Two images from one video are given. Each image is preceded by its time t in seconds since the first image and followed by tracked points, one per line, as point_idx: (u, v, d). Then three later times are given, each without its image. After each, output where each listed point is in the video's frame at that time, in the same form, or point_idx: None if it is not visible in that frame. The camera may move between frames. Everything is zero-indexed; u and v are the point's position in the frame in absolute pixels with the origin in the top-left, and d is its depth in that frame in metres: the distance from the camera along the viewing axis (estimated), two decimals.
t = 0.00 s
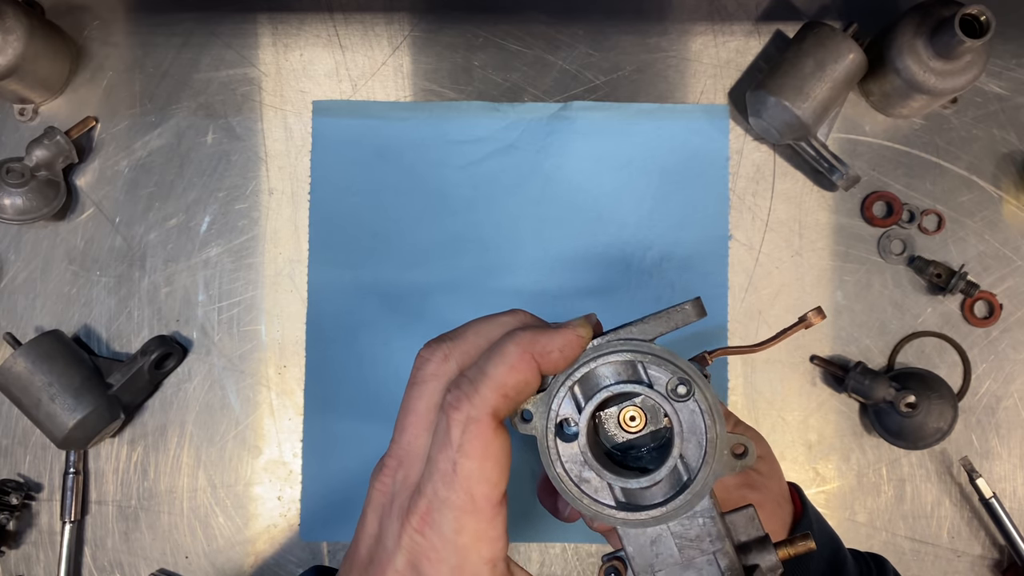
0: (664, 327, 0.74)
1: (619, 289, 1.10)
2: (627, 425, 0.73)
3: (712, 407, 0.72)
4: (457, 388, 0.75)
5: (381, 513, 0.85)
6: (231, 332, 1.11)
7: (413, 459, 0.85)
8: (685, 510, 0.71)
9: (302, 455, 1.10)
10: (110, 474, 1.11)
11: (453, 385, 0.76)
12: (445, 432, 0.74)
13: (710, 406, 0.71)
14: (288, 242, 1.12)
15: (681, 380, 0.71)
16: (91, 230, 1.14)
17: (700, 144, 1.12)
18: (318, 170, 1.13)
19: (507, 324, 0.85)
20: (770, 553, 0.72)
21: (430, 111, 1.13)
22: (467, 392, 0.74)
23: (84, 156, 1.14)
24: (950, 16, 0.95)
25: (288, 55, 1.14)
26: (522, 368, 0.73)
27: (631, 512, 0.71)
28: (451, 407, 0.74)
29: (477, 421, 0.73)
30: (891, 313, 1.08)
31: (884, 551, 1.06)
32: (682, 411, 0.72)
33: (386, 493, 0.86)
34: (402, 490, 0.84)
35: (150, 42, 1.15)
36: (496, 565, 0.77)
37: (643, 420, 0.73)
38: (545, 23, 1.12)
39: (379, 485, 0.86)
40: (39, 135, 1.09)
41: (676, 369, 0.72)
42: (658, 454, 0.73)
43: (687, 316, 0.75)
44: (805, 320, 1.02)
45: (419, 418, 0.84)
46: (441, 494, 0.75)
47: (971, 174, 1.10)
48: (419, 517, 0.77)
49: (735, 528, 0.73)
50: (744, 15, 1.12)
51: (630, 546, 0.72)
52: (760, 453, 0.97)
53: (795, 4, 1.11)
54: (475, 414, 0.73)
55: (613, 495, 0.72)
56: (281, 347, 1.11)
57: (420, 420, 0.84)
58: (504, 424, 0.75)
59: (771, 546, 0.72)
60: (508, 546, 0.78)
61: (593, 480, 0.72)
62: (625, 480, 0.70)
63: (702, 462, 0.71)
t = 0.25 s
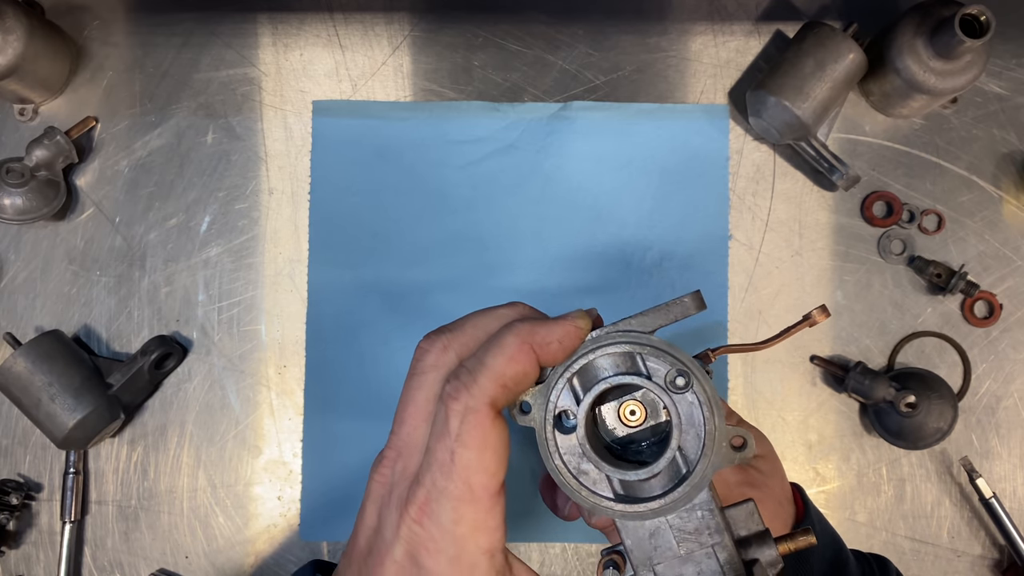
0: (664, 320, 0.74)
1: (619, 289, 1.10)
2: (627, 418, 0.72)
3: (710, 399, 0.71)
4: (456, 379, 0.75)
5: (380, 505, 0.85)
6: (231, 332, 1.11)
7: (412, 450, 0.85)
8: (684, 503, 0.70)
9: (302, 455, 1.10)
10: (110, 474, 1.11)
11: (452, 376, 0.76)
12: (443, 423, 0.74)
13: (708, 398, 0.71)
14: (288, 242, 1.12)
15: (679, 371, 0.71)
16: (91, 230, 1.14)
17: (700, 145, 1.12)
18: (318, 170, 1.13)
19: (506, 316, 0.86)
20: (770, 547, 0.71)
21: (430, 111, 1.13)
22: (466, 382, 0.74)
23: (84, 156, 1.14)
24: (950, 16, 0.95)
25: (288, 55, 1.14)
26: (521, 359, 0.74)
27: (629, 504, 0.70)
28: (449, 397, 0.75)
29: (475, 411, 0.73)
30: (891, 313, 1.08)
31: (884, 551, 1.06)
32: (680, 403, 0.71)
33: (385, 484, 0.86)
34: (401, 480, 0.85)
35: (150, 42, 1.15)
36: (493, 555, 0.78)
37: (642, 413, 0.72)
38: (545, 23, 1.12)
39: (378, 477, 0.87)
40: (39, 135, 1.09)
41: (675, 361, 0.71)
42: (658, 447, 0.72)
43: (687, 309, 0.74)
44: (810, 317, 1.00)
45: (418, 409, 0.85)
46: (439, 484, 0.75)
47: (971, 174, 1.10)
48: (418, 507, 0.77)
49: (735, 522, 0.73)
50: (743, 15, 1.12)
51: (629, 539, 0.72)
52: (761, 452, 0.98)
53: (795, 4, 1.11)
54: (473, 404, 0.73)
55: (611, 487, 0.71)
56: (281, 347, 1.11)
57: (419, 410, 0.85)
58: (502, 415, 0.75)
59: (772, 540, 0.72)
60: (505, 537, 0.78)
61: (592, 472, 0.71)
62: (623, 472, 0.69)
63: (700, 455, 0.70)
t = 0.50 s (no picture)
0: (656, 311, 0.73)
1: (619, 289, 1.10)
2: (621, 409, 0.72)
3: (703, 387, 0.71)
4: (450, 369, 0.75)
5: (376, 496, 0.84)
6: (231, 332, 1.11)
7: (408, 442, 0.84)
8: (677, 490, 0.70)
9: (302, 456, 1.10)
10: (110, 474, 1.10)
11: (446, 366, 0.75)
12: (439, 412, 0.74)
13: (700, 385, 0.71)
14: (288, 242, 1.12)
15: (672, 360, 0.71)
16: (91, 230, 1.13)
17: (700, 145, 1.12)
18: (318, 170, 1.13)
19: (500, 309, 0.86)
20: (763, 535, 0.72)
21: (430, 111, 1.13)
22: (460, 372, 0.74)
23: (84, 156, 1.14)
24: (950, 16, 0.95)
25: (288, 55, 1.14)
26: (515, 350, 0.74)
27: (624, 492, 0.71)
28: (444, 387, 0.74)
29: (470, 401, 0.73)
30: (891, 313, 1.08)
31: (884, 551, 1.06)
32: (673, 392, 0.71)
33: (382, 477, 0.85)
34: (397, 472, 0.84)
35: (150, 42, 1.15)
36: (489, 544, 0.77)
37: (636, 405, 0.72)
38: (545, 23, 1.12)
39: (374, 470, 0.85)
40: (39, 135, 1.09)
41: (667, 350, 0.71)
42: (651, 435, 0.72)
43: (679, 300, 0.74)
44: (802, 317, 1.00)
45: (413, 401, 0.84)
46: (434, 473, 0.74)
47: (971, 174, 1.10)
48: (414, 496, 0.76)
49: (728, 511, 0.73)
50: (743, 15, 1.12)
51: (623, 527, 0.72)
52: (764, 453, 0.97)
53: (795, 4, 1.11)
54: (468, 393, 0.73)
55: (606, 475, 0.71)
56: (281, 347, 1.11)
57: (415, 403, 0.84)
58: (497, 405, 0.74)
59: (765, 529, 0.72)
60: (501, 526, 0.77)
61: (587, 460, 0.71)
62: (618, 460, 0.69)
63: (693, 442, 0.70)
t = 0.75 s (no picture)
0: (650, 305, 0.73)
1: (619, 289, 1.10)
2: (616, 403, 0.72)
3: (697, 380, 0.71)
4: (445, 364, 0.74)
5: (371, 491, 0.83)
6: (231, 332, 1.11)
7: (404, 437, 0.84)
8: (673, 483, 0.70)
9: (302, 456, 1.10)
10: (110, 474, 1.10)
11: (441, 362, 0.75)
12: (433, 407, 0.73)
13: (695, 378, 0.71)
14: (288, 242, 1.12)
15: (666, 353, 0.71)
16: (91, 230, 1.13)
17: (700, 145, 1.12)
18: (318, 170, 1.13)
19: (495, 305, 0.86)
20: (758, 528, 0.71)
21: (430, 111, 1.13)
22: (455, 367, 0.73)
23: (84, 156, 1.14)
24: (950, 17, 0.95)
25: (288, 55, 1.14)
26: (510, 345, 0.74)
27: (619, 485, 0.70)
28: (439, 382, 0.73)
29: (465, 396, 0.72)
30: (891, 313, 1.08)
31: (884, 551, 1.06)
32: (668, 384, 0.71)
33: (378, 472, 0.84)
34: (393, 467, 0.83)
35: (150, 42, 1.15)
36: (484, 538, 0.77)
37: (631, 400, 0.72)
38: (545, 23, 1.12)
39: (371, 466, 0.85)
40: (39, 135, 1.09)
41: (662, 343, 0.71)
42: (647, 429, 0.72)
43: (672, 294, 0.74)
44: (794, 315, 1.01)
45: (409, 397, 0.84)
46: (430, 467, 0.74)
47: (971, 174, 1.10)
48: (409, 491, 0.75)
49: (724, 504, 0.73)
50: (743, 15, 1.12)
51: (619, 521, 0.72)
52: (762, 455, 0.97)
53: (795, 4, 1.11)
54: (463, 387, 0.73)
55: (601, 469, 0.71)
56: (281, 347, 1.11)
57: (410, 398, 0.84)
58: (492, 400, 0.74)
59: (761, 521, 0.71)
60: (496, 520, 0.77)
61: (582, 454, 0.71)
62: (613, 453, 0.69)
63: (688, 434, 0.70)
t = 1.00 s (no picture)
0: (647, 302, 0.73)
1: (620, 290, 1.10)
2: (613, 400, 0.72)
3: (694, 375, 0.71)
4: (444, 360, 0.75)
5: (369, 487, 0.83)
6: (231, 332, 1.11)
7: (403, 434, 0.84)
8: (670, 478, 0.70)
9: (302, 456, 1.10)
10: (110, 474, 1.10)
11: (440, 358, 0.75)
12: (431, 403, 0.73)
13: (692, 374, 0.71)
14: (288, 242, 1.12)
15: (663, 349, 0.71)
16: (91, 230, 1.13)
17: (700, 144, 1.12)
18: (318, 170, 1.13)
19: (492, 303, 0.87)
20: (756, 524, 0.70)
21: (430, 111, 1.13)
22: (454, 362, 0.74)
23: (84, 156, 1.14)
24: (950, 17, 0.95)
25: (288, 55, 1.14)
26: (508, 341, 0.74)
27: (617, 480, 0.70)
28: (437, 377, 0.74)
29: (463, 391, 0.73)
30: (891, 313, 1.08)
31: (884, 551, 1.06)
32: (665, 380, 0.71)
33: (377, 468, 0.84)
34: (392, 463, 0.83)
35: (150, 42, 1.15)
36: (482, 534, 0.77)
37: (628, 398, 0.72)
38: (545, 23, 1.12)
39: (369, 463, 0.85)
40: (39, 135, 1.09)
41: (659, 339, 0.71)
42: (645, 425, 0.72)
43: (670, 292, 0.73)
44: (788, 317, 0.91)
45: (407, 393, 0.84)
46: (428, 463, 0.74)
47: (971, 174, 1.10)
48: (407, 486, 0.75)
49: (721, 501, 0.72)
50: (744, 15, 1.12)
51: (617, 517, 0.71)
52: (757, 455, 0.96)
53: (795, 4, 1.11)
54: (462, 383, 0.73)
55: (599, 465, 0.71)
56: (281, 347, 1.11)
57: (409, 394, 0.85)
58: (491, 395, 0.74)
59: (758, 517, 0.71)
60: (494, 516, 0.77)
61: (580, 450, 0.71)
62: (611, 449, 0.69)
63: (685, 430, 0.70)
